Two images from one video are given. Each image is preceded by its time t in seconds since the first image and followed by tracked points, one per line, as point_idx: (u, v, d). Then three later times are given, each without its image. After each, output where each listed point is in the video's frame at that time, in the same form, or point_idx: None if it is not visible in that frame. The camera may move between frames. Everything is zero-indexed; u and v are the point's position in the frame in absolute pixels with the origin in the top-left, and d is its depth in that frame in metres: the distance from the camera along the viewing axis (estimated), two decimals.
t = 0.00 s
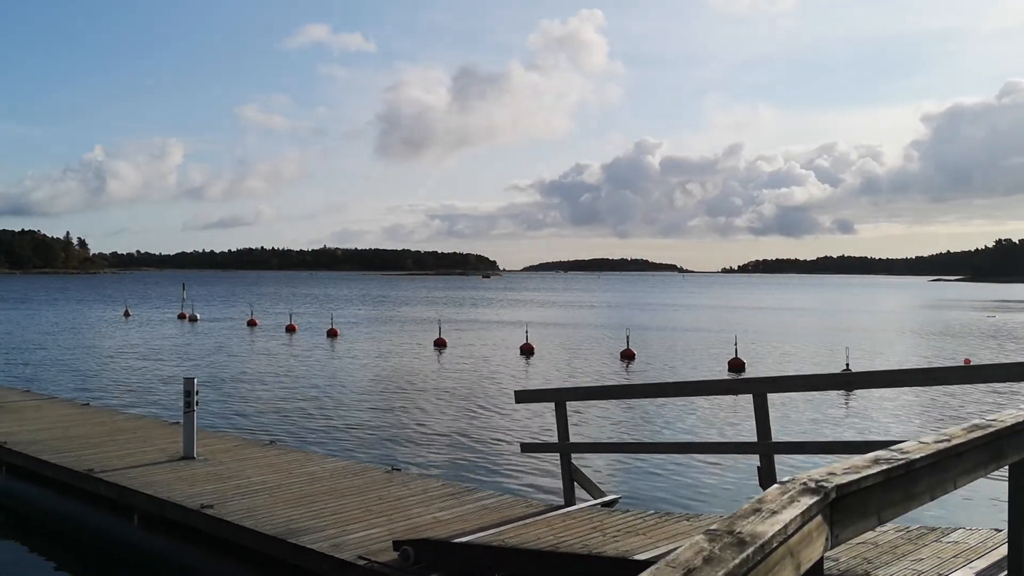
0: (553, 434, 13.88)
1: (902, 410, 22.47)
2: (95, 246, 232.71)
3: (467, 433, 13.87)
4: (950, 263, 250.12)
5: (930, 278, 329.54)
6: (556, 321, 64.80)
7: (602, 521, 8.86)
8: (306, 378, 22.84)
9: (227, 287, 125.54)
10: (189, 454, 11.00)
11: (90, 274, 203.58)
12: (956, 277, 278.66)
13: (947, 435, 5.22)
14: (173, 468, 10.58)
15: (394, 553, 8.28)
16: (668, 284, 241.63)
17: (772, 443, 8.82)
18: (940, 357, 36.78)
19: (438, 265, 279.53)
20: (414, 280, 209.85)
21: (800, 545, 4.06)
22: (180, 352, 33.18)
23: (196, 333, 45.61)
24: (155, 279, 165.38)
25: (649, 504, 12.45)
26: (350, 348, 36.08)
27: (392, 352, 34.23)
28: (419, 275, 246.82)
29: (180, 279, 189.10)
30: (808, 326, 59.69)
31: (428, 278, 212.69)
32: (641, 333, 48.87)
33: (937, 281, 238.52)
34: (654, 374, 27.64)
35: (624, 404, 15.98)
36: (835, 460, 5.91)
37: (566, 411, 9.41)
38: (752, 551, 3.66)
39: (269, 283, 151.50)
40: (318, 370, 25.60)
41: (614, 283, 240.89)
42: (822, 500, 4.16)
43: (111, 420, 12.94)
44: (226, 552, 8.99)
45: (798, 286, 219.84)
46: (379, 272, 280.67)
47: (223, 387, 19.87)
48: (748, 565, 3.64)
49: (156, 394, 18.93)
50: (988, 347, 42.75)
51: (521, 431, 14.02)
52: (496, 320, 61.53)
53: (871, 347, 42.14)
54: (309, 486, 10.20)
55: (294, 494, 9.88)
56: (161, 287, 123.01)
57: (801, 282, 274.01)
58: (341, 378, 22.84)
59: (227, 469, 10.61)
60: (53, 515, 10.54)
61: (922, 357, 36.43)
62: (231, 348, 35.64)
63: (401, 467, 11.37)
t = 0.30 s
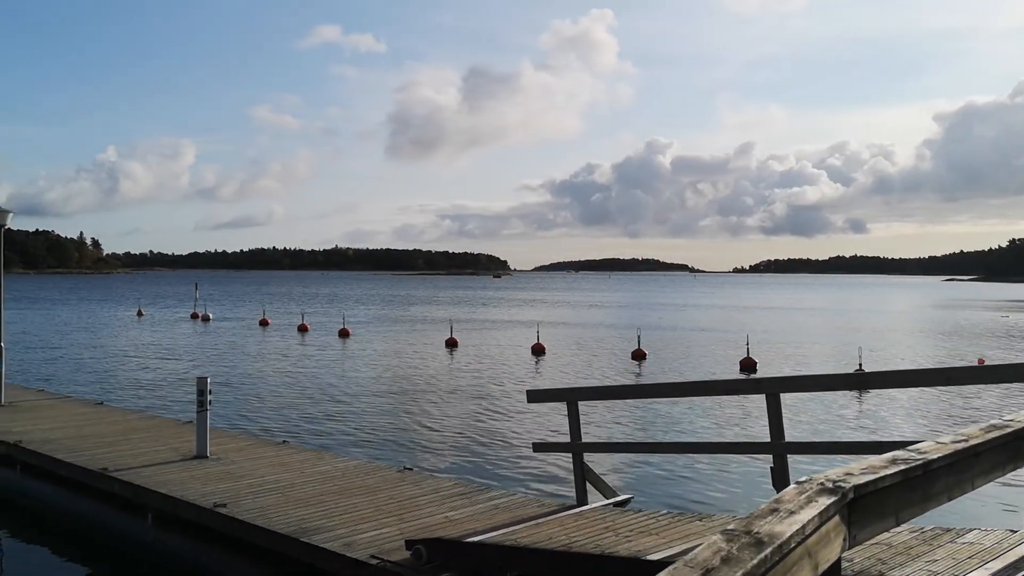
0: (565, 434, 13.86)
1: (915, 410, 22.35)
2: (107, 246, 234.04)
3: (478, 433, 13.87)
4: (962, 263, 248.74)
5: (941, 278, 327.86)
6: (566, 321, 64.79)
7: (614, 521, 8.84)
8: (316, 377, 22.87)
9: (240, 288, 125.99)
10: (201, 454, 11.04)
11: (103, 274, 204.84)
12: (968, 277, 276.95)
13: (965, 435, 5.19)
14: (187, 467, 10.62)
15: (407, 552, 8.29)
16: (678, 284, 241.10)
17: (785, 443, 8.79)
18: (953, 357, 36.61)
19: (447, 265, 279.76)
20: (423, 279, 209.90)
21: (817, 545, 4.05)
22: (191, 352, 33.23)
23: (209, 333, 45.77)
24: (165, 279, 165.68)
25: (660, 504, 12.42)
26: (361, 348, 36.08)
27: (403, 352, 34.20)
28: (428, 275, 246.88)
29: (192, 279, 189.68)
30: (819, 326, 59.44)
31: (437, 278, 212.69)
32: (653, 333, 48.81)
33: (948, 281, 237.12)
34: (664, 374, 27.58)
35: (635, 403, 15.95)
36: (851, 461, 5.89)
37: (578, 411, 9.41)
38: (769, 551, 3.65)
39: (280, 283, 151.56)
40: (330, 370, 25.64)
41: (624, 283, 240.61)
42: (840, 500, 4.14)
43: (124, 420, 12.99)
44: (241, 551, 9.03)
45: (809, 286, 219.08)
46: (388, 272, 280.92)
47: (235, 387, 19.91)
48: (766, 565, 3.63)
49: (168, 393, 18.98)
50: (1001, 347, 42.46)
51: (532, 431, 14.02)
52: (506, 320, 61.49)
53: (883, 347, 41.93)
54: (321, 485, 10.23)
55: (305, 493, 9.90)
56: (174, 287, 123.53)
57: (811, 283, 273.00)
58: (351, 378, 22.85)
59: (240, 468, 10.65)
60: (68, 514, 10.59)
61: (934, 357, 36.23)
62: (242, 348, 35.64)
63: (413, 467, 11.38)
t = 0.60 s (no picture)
0: (579, 433, 13.85)
1: (931, 411, 22.18)
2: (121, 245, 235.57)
3: (492, 432, 13.87)
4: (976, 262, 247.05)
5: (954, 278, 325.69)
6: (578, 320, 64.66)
7: (628, 521, 8.83)
8: (330, 376, 22.92)
9: (255, 287, 126.58)
10: (216, 452, 11.09)
11: (117, 274, 205.90)
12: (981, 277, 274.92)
13: (986, 436, 5.16)
14: (201, 465, 10.66)
15: (420, 551, 8.30)
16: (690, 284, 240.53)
17: (800, 443, 8.74)
18: (969, 357, 36.33)
19: (458, 265, 279.89)
20: (434, 278, 209.92)
21: (839, 546, 4.03)
22: (205, 351, 33.34)
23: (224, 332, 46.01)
24: (178, 278, 166.24)
25: (675, 504, 12.39)
26: (373, 347, 36.10)
27: (415, 351, 34.22)
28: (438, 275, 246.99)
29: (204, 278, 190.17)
30: (834, 325, 59.04)
31: (447, 278, 212.65)
32: (666, 333, 48.65)
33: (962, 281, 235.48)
34: (678, 373, 27.50)
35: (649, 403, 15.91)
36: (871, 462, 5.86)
37: (592, 410, 9.40)
38: (791, 551, 3.63)
39: (293, 282, 151.74)
40: (345, 369, 25.73)
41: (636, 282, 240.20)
42: (860, 500, 4.13)
43: (139, 418, 13.06)
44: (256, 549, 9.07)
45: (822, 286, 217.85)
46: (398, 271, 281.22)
47: (248, 386, 19.97)
48: (788, 565, 3.61)
49: (183, 392, 19.07)
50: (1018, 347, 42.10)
51: (546, 430, 14.00)
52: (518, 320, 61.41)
53: (898, 346, 41.63)
54: (334, 484, 10.26)
55: (319, 492, 9.93)
56: (189, 287, 123.94)
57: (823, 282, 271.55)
58: (365, 377, 22.88)
59: (255, 467, 10.68)
60: (84, 511, 10.66)
61: (949, 357, 35.94)
62: (255, 347, 35.72)
63: (426, 467, 11.38)
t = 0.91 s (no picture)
0: (593, 433, 13.82)
1: (947, 412, 22.05)
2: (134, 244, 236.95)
3: (506, 432, 13.87)
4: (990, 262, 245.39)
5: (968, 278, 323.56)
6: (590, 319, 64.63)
7: (643, 521, 8.81)
8: (344, 375, 22.98)
9: (269, 287, 126.93)
10: (231, 450, 11.14)
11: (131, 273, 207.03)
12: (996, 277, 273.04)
13: (1006, 437, 5.12)
14: (216, 463, 10.71)
15: (435, 550, 8.31)
16: (702, 283, 239.93)
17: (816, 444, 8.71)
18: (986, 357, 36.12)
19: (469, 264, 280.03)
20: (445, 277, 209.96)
21: (861, 547, 4.01)
22: (220, 349, 33.50)
23: (239, 331, 46.21)
24: (192, 278, 166.99)
25: (690, 504, 12.36)
26: (387, 346, 36.19)
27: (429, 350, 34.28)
28: (449, 274, 247.21)
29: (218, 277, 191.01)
30: (848, 326, 58.74)
31: (459, 277, 212.82)
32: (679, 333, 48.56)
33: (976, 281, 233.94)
34: (692, 373, 27.45)
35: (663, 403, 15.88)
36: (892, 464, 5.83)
37: (607, 410, 9.39)
38: (814, 553, 3.61)
39: (306, 281, 152.04)
40: (359, 368, 25.79)
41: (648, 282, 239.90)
42: (882, 501, 4.11)
43: (154, 416, 13.13)
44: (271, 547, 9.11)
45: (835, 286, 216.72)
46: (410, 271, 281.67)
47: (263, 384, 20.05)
48: (811, 566, 3.60)
49: (198, 390, 19.17)
50: None
51: (560, 430, 13.99)
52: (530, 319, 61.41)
53: (913, 347, 41.41)
54: (349, 482, 10.28)
55: (334, 491, 9.95)
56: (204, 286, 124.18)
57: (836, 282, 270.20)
58: (379, 376, 22.92)
59: (269, 466, 10.72)
60: (102, 508, 10.75)
61: (965, 358, 35.73)
62: (270, 346, 35.85)
63: (440, 466, 11.38)
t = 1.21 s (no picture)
0: (609, 433, 13.80)
1: (966, 414, 21.91)
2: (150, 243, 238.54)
3: (521, 432, 13.87)
4: (1006, 263, 243.63)
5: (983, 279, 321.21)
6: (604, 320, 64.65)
7: (659, 522, 8.80)
8: (360, 375, 23.08)
9: (286, 286, 127.31)
10: (247, 449, 11.18)
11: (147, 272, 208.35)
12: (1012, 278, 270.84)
13: None
14: (233, 462, 10.76)
15: (450, 550, 8.33)
16: (716, 283, 239.19)
17: (833, 446, 8.65)
18: (1005, 359, 35.88)
19: (481, 264, 280.25)
20: (458, 277, 210.34)
21: (882, 550, 3.99)
22: (236, 350, 33.69)
23: (255, 330, 46.44)
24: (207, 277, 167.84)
25: (706, 505, 12.34)
26: (402, 346, 36.32)
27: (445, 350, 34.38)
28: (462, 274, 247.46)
29: (233, 277, 191.98)
30: (865, 327, 58.47)
31: (472, 277, 213.10)
32: (694, 333, 48.47)
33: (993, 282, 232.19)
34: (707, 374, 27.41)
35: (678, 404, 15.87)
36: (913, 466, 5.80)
37: (622, 410, 9.37)
38: (836, 555, 3.59)
39: (321, 281, 152.53)
40: (375, 367, 25.88)
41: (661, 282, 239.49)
42: (904, 504, 4.08)
43: (172, 415, 13.22)
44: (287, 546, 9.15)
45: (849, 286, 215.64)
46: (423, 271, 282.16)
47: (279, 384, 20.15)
48: (833, 569, 3.58)
49: (214, 389, 19.27)
50: None
51: (574, 430, 13.99)
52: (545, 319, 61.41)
53: (931, 348, 41.17)
54: (364, 482, 10.31)
55: (349, 490, 9.99)
56: (221, 287, 124.76)
57: (850, 283, 269.02)
58: (394, 376, 22.98)
59: (286, 465, 10.76)
60: (119, 506, 10.83)
61: (983, 359, 35.46)
62: (286, 345, 36.01)
63: (455, 465, 11.40)
